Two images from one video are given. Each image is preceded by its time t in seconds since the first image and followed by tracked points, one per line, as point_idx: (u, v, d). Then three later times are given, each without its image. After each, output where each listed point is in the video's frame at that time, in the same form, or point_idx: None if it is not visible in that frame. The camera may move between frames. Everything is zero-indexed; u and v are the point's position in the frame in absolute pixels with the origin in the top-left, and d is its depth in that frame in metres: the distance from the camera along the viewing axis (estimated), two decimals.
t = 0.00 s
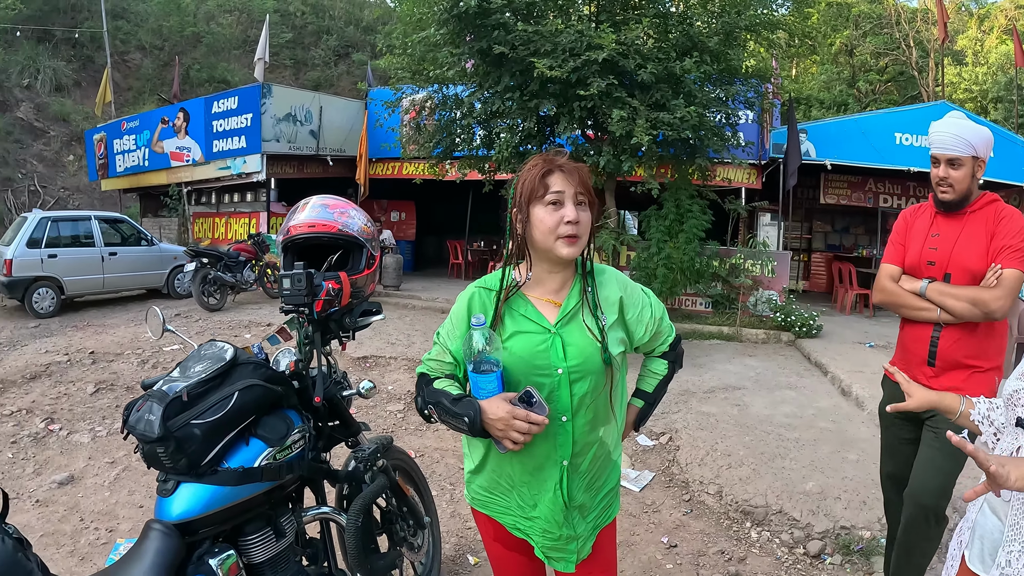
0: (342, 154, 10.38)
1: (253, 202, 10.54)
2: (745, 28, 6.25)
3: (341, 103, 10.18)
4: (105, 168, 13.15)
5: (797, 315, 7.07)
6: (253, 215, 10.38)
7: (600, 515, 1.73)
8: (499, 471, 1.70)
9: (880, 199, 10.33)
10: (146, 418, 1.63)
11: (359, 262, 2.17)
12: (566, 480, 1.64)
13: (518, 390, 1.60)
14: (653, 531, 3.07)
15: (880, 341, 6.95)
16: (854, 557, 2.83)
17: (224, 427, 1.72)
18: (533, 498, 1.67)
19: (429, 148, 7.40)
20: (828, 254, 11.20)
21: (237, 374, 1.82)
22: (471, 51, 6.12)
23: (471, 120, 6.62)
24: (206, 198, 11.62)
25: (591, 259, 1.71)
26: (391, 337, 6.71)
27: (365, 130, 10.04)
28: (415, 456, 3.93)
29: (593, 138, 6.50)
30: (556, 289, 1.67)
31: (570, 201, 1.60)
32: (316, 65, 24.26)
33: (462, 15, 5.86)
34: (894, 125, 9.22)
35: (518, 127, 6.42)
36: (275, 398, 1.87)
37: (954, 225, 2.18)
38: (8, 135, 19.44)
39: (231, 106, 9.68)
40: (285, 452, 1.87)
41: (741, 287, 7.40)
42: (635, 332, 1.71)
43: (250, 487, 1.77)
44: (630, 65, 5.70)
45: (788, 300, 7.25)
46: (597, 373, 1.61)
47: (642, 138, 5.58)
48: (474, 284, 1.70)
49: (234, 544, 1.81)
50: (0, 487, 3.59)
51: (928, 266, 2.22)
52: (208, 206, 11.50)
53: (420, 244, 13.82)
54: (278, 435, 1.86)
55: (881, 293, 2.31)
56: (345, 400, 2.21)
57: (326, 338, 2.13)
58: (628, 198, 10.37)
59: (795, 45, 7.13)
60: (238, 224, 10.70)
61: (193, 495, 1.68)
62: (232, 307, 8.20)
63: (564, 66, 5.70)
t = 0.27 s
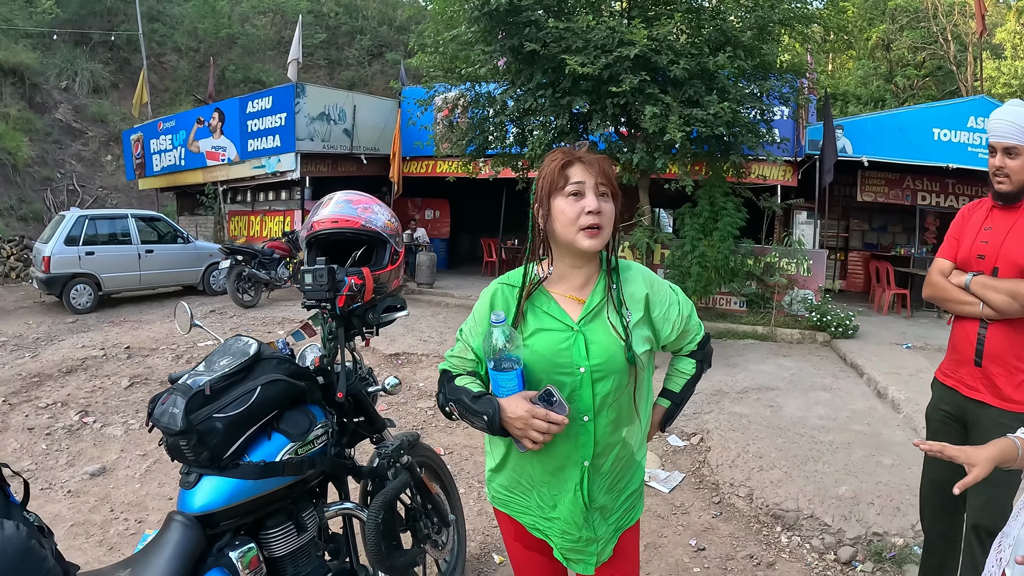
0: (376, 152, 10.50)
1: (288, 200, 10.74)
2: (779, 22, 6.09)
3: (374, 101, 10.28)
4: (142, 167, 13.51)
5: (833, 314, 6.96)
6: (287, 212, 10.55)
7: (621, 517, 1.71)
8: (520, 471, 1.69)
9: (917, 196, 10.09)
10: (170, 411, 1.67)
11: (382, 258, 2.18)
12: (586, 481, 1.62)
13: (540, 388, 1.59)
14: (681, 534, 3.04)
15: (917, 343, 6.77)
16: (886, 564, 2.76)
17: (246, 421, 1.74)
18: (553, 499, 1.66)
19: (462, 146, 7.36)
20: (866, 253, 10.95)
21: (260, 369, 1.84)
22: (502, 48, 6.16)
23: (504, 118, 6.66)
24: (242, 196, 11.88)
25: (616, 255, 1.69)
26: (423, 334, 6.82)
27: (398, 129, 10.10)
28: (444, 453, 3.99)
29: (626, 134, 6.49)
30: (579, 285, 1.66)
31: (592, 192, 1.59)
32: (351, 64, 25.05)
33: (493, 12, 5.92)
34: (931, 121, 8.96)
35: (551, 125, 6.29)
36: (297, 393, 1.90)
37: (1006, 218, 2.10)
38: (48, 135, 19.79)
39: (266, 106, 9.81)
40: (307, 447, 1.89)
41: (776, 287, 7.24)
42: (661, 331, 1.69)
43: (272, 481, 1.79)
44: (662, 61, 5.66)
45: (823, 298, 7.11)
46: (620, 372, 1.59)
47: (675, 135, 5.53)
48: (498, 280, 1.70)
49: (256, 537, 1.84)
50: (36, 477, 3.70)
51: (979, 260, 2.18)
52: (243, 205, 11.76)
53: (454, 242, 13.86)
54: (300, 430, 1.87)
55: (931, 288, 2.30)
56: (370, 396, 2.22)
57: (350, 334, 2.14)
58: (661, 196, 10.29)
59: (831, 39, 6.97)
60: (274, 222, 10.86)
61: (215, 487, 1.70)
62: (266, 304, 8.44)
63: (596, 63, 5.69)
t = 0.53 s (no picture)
0: (413, 151, 10.51)
1: (327, 199, 10.97)
2: (816, 15, 5.94)
3: (411, 100, 10.27)
4: (183, 168, 13.91)
5: (873, 315, 6.78)
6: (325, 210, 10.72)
7: (641, 520, 1.68)
8: (538, 471, 1.68)
9: (960, 194, 9.71)
10: (194, 405, 1.69)
11: (404, 255, 2.18)
12: (604, 483, 1.60)
13: (557, 388, 1.57)
14: (710, 537, 2.99)
15: (959, 345, 6.53)
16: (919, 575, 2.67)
17: (267, 417, 1.77)
18: (571, 500, 1.64)
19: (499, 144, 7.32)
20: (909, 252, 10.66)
21: (283, 364, 1.87)
22: (537, 46, 6.15)
23: (540, 116, 6.61)
24: (281, 195, 12.19)
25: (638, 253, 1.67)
26: (458, 332, 6.96)
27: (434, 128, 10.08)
28: (474, 451, 4.05)
29: (663, 132, 6.44)
30: (600, 284, 1.65)
31: (614, 189, 1.57)
32: (388, 63, 25.58)
33: (527, 10, 5.91)
34: (973, 116, 8.65)
35: (588, 122, 6.33)
36: (320, 389, 1.93)
37: None
38: (92, 136, 20.37)
39: (303, 106, 9.88)
40: (329, 442, 1.91)
41: (814, 286, 7.08)
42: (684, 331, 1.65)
43: (293, 475, 1.80)
44: (698, 57, 5.56)
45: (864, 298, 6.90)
46: (640, 373, 1.55)
47: (710, 132, 5.47)
48: (518, 279, 1.70)
49: (278, 530, 1.86)
50: (73, 467, 3.82)
51: None
52: (283, 204, 12.05)
53: (492, 241, 13.83)
54: (322, 425, 1.91)
55: (987, 292, 2.14)
56: (395, 392, 2.24)
57: (372, 332, 2.15)
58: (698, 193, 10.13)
59: (872, 33, 6.77)
60: (312, 220, 11.01)
61: (237, 480, 1.72)
62: (304, 301, 8.84)
63: (630, 60, 5.65)
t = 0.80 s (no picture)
0: (440, 151, 10.56)
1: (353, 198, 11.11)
2: (841, 10, 5.85)
3: (437, 100, 10.32)
4: (211, 168, 14.18)
5: (900, 314, 6.66)
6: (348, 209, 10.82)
7: (652, 519, 1.68)
8: (550, 468, 1.69)
9: (990, 191, 9.51)
10: (215, 399, 1.74)
11: (419, 254, 2.20)
12: (614, 481, 1.60)
13: (569, 385, 1.58)
14: (728, 538, 2.98)
15: (988, 346, 6.38)
16: None
17: (284, 412, 1.80)
18: (581, 498, 1.65)
19: (523, 143, 7.31)
20: (938, 250, 10.41)
21: (302, 360, 1.91)
22: (561, 44, 6.17)
23: (563, 114, 6.57)
24: (309, 194, 12.40)
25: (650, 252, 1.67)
26: (482, 330, 7.01)
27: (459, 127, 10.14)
28: (495, 448, 4.10)
29: (688, 130, 6.38)
30: (613, 282, 1.65)
31: (629, 188, 1.57)
32: (414, 63, 25.85)
33: (549, 10, 5.96)
34: (1002, 112, 8.43)
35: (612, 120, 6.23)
36: (338, 384, 1.95)
37: None
38: (122, 138, 20.81)
39: (329, 107, 9.94)
40: (346, 437, 1.95)
41: (841, 285, 6.96)
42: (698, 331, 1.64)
43: (309, 468, 1.84)
44: (721, 54, 5.52)
45: (891, 298, 6.77)
46: (652, 371, 1.55)
47: (734, 129, 5.41)
48: (532, 277, 1.71)
49: (294, 522, 1.91)
50: (101, 461, 3.93)
51: None
52: (310, 203, 12.24)
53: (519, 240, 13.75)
54: (338, 420, 1.93)
55: None
56: (412, 389, 2.27)
57: (389, 329, 2.18)
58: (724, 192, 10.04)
59: (901, 28, 6.62)
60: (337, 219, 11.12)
61: (256, 472, 1.76)
62: (331, 300, 8.99)
63: (654, 58, 5.62)
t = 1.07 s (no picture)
0: (453, 151, 10.57)
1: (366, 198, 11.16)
2: (854, 7, 5.82)
3: (450, 100, 10.32)
4: (224, 169, 14.30)
5: (915, 314, 6.62)
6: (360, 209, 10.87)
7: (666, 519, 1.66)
8: (563, 467, 1.70)
9: (1006, 188, 9.41)
10: (229, 398, 1.76)
11: (433, 254, 2.20)
12: (627, 480, 1.60)
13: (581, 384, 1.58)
14: (742, 539, 2.97)
15: (1004, 346, 6.30)
16: None
17: (299, 411, 1.82)
18: (593, 496, 1.65)
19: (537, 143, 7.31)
20: (953, 249, 10.29)
21: (317, 360, 1.92)
22: (574, 43, 6.17)
23: (576, 114, 6.59)
24: (322, 195, 12.47)
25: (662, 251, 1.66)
26: (495, 330, 7.02)
27: (473, 126, 10.18)
28: (509, 448, 4.10)
29: (701, 129, 6.35)
30: (625, 281, 1.65)
31: (640, 187, 1.57)
32: (428, 63, 26.13)
33: (562, 9, 5.93)
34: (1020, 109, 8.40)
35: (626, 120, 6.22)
36: (353, 383, 1.97)
37: None
38: (136, 140, 21.01)
39: (343, 108, 9.98)
40: (360, 436, 1.95)
41: (856, 285, 6.90)
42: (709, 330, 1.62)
43: (324, 467, 1.85)
44: (734, 52, 5.50)
45: (906, 297, 6.72)
46: (663, 370, 1.55)
47: (748, 128, 5.39)
48: (545, 276, 1.72)
49: (309, 520, 1.92)
50: (116, 459, 3.98)
51: None
52: (324, 204, 12.31)
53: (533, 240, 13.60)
54: (353, 419, 1.94)
55: None
56: (427, 389, 2.28)
57: (402, 329, 2.19)
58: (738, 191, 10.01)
59: (915, 25, 6.55)
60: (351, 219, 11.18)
61: (271, 471, 1.78)
62: (344, 300, 9.04)
63: (666, 56, 5.61)
